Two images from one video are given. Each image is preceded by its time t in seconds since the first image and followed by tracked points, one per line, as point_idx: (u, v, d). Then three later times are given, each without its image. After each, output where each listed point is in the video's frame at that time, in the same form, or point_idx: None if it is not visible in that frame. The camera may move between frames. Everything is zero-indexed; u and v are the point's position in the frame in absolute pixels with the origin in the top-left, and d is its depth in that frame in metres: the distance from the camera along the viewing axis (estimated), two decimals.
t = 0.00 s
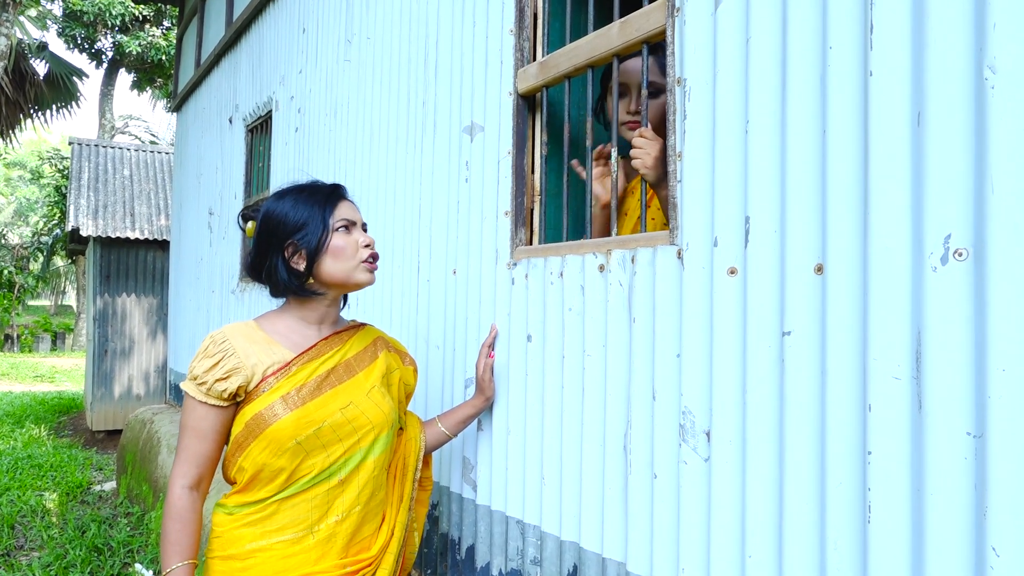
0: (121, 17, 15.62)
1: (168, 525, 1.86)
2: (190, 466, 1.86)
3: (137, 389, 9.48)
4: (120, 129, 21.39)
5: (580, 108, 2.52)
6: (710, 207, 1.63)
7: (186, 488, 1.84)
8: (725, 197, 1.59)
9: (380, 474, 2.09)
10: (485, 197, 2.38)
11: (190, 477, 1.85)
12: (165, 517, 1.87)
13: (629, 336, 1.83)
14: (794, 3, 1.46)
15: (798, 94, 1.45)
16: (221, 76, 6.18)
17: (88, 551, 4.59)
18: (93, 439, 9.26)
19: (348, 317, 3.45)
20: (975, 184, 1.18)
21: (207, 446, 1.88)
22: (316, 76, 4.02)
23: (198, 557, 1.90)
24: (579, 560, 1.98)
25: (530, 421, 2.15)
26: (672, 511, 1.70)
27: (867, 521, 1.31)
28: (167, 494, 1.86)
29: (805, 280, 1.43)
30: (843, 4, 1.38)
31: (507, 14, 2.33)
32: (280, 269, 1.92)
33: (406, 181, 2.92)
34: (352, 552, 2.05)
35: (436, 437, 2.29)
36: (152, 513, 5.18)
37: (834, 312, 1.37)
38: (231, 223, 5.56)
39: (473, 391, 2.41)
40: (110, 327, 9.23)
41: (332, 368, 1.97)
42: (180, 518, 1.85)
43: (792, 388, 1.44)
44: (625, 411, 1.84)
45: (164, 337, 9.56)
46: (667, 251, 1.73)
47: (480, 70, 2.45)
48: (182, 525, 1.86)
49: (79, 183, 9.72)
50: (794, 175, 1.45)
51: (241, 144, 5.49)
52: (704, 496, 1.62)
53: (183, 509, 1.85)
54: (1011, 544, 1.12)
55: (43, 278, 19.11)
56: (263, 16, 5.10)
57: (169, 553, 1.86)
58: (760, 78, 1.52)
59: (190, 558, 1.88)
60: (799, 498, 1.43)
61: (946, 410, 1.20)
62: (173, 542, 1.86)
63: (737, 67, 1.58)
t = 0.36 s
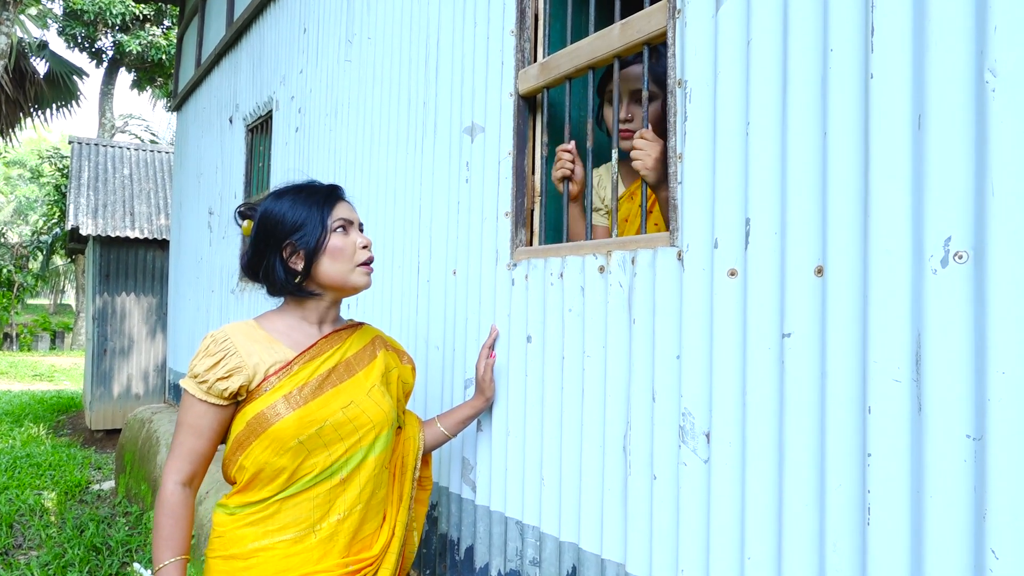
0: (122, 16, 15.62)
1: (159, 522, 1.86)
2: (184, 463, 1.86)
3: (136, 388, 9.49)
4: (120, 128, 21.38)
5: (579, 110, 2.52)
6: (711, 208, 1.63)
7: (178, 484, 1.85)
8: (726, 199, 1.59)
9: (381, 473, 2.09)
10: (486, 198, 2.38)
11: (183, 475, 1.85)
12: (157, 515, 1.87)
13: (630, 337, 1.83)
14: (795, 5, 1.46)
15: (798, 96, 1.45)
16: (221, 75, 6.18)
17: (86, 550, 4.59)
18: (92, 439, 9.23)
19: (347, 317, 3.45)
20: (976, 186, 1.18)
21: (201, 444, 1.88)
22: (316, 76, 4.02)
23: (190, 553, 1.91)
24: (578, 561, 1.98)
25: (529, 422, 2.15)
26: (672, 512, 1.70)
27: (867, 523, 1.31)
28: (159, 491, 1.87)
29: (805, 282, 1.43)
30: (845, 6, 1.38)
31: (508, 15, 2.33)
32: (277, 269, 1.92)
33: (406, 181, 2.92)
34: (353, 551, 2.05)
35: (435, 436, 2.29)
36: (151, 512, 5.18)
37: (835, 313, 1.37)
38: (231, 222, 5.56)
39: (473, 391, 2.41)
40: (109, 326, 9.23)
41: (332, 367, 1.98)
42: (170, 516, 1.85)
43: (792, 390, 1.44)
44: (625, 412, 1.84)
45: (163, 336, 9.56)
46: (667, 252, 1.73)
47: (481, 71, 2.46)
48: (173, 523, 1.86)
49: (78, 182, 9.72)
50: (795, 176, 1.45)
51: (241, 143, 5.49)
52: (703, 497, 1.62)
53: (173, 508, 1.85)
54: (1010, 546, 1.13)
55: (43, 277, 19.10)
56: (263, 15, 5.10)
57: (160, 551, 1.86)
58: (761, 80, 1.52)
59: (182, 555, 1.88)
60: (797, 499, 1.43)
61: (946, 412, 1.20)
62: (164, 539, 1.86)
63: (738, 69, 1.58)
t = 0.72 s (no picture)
0: (121, 15, 15.61)
1: (183, 510, 1.81)
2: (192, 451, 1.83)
3: (135, 388, 9.50)
4: (118, 128, 21.38)
5: (578, 112, 2.53)
6: (709, 210, 1.63)
7: (191, 473, 1.81)
8: (723, 201, 1.59)
9: (377, 476, 2.09)
10: (484, 198, 2.38)
11: (192, 463, 1.82)
12: (177, 505, 1.81)
13: (627, 339, 1.83)
14: (793, 8, 1.47)
15: (795, 98, 1.45)
16: (220, 75, 6.18)
17: (84, 550, 4.59)
18: (90, 438, 9.22)
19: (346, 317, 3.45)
20: (972, 190, 1.18)
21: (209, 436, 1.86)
22: (315, 76, 4.02)
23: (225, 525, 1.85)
24: (575, 562, 1.98)
25: (526, 422, 2.15)
26: (669, 513, 1.70)
27: (863, 525, 1.32)
28: (171, 485, 1.81)
29: (802, 284, 1.43)
30: (843, 9, 1.38)
31: (507, 16, 2.33)
32: (280, 272, 1.92)
33: (405, 183, 2.92)
34: (346, 551, 2.06)
35: (433, 438, 2.29)
36: (149, 512, 5.18)
37: (831, 316, 1.37)
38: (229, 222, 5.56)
39: (471, 392, 2.41)
40: (108, 325, 9.23)
41: (333, 371, 1.98)
42: (194, 498, 1.80)
43: (789, 392, 1.44)
44: (622, 413, 1.84)
45: (161, 336, 9.56)
46: (664, 254, 1.73)
47: (480, 71, 2.46)
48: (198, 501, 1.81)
49: (77, 182, 9.71)
50: (792, 179, 1.45)
51: (240, 143, 5.48)
52: (700, 498, 1.63)
53: (194, 489, 1.80)
54: (1005, 548, 1.13)
55: (41, 276, 19.10)
56: (263, 15, 5.10)
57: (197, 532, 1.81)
58: (759, 83, 1.53)
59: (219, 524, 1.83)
60: (794, 501, 1.44)
61: (942, 414, 1.21)
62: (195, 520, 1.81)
63: (736, 72, 1.58)
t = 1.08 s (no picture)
0: (120, 17, 15.61)
1: (215, 451, 1.70)
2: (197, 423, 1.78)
3: (134, 390, 9.49)
4: (117, 129, 21.37)
5: (576, 113, 2.54)
6: (707, 212, 1.64)
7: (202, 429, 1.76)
8: (722, 202, 1.59)
9: (377, 479, 2.10)
10: (483, 200, 2.38)
11: (200, 429, 1.77)
12: (205, 456, 1.70)
13: (626, 340, 1.83)
14: (791, 10, 1.47)
15: (793, 100, 1.46)
16: (219, 77, 6.19)
17: (83, 551, 4.58)
18: (89, 440, 9.22)
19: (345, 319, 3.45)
20: (970, 191, 1.18)
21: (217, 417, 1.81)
22: (314, 78, 4.03)
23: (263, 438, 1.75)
24: (574, 562, 1.98)
25: (525, 424, 2.15)
26: (667, 513, 1.71)
27: (861, 525, 1.32)
28: (190, 452, 1.71)
29: (801, 285, 1.43)
30: (840, 11, 1.38)
31: (505, 18, 2.33)
32: (280, 282, 1.95)
33: (404, 185, 2.92)
34: (346, 551, 2.07)
35: (432, 439, 2.29)
36: (148, 514, 5.18)
37: (829, 317, 1.38)
38: (229, 224, 5.56)
39: (470, 394, 2.41)
40: (107, 327, 9.23)
41: (333, 374, 1.99)
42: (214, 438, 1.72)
43: (787, 393, 1.45)
44: (621, 414, 1.84)
45: (160, 337, 9.55)
46: (663, 255, 1.74)
47: (479, 72, 2.46)
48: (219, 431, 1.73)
49: (76, 184, 9.72)
50: (790, 181, 1.46)
51: (239, 145, 5.49)
52: (699, 499, 1.63)
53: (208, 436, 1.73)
54: (1003, 548, 1.13)
55: (40, 278, 19.08)
56: (262, 17, 5.10)
57: (243, 448, 1.70)
58: (758, 85, 1.53)
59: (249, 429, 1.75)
60: (793, 502, 1.44)
61: (940, 415, 1.21)
62: (231, 444, 1.70)
63: (734, 73, 1.59)
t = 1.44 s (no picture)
0: (117, 20, 15.61)
1: (200, 472, 1.72)
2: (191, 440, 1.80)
3: (132, 392, 9.48)
4: (115, 132, 21.37)
5: (574, 114, 2.55)
6: (704, 213, 1.64)
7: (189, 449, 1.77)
8: (719, 203, 1.60)
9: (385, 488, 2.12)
10: (481, 201, 2.39)
11: (194, 446, 1.79)
12: (191, 476, 1.72)
13: (623, 341, 1.84)
14: (787, 11, 1.47)
15: (789, 101, 1.46)
16: (217, 80, 6.19)
17: (82, 554, 4.58)
18: (88, 443, 9.22)
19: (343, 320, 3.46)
20: (965, 192, 1.19)
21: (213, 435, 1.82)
22: (312, 79, 4.03)
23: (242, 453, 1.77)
24: (572, 563, 1.98)
25: (524, 425, 2.16)
26: (665, 514, 1.71)
27: (859, 525, 1.32)
28: (179, 470, 1.73)
29: (798, 286, 1.44)
30: (836, 12, 1.39)
31: (503, 19, 2.34)
32: (296, 285, 1.92)
33: (402, 187, 2.93)
34: (352, 555, 2.07)
35: (432, 441, 2.29)
36: (147, 516, 5.17)
37: (826, 317, 1.38)
38: (227, 226, 5.56)
39: (469, 395, 2.41)
40: (105, 330, 9.22)
41: (341, 385, 1.98)
42: (199, 458, 1.73)
43: (784, 393, 1.45)
44: (619, 415, 1.85)
45: (159, 340, 9.55)
46: (660, 256, 1.74)
47: (476, 74, 2.47)
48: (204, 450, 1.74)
49: (74, 186, 9.72)
50: (787, 182, 1.46)
51: (237, 147, 5.49)
52: (697, 499, 1.63)
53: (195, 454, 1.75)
54: (1000, 547, 1.14)
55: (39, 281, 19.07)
56: (259, 19, 5.10)
57: (223, 469, 1.71)
58: (754, 86, 1.53)
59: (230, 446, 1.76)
60: (790, 503, 1.44)
61: (937, 415, 1.21)
62: (211, 464, 1.72)
63: (731, 74, 1.59)
